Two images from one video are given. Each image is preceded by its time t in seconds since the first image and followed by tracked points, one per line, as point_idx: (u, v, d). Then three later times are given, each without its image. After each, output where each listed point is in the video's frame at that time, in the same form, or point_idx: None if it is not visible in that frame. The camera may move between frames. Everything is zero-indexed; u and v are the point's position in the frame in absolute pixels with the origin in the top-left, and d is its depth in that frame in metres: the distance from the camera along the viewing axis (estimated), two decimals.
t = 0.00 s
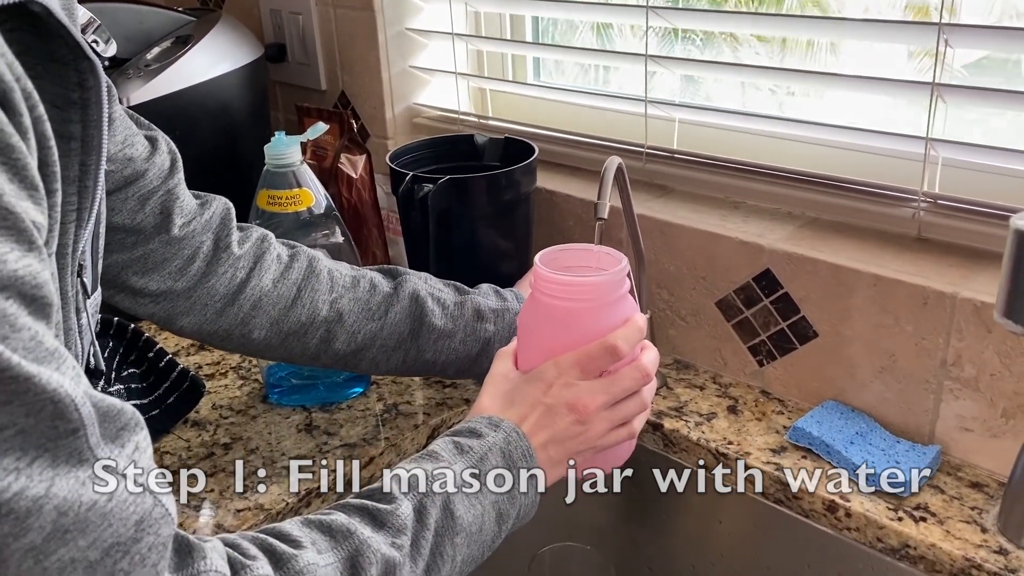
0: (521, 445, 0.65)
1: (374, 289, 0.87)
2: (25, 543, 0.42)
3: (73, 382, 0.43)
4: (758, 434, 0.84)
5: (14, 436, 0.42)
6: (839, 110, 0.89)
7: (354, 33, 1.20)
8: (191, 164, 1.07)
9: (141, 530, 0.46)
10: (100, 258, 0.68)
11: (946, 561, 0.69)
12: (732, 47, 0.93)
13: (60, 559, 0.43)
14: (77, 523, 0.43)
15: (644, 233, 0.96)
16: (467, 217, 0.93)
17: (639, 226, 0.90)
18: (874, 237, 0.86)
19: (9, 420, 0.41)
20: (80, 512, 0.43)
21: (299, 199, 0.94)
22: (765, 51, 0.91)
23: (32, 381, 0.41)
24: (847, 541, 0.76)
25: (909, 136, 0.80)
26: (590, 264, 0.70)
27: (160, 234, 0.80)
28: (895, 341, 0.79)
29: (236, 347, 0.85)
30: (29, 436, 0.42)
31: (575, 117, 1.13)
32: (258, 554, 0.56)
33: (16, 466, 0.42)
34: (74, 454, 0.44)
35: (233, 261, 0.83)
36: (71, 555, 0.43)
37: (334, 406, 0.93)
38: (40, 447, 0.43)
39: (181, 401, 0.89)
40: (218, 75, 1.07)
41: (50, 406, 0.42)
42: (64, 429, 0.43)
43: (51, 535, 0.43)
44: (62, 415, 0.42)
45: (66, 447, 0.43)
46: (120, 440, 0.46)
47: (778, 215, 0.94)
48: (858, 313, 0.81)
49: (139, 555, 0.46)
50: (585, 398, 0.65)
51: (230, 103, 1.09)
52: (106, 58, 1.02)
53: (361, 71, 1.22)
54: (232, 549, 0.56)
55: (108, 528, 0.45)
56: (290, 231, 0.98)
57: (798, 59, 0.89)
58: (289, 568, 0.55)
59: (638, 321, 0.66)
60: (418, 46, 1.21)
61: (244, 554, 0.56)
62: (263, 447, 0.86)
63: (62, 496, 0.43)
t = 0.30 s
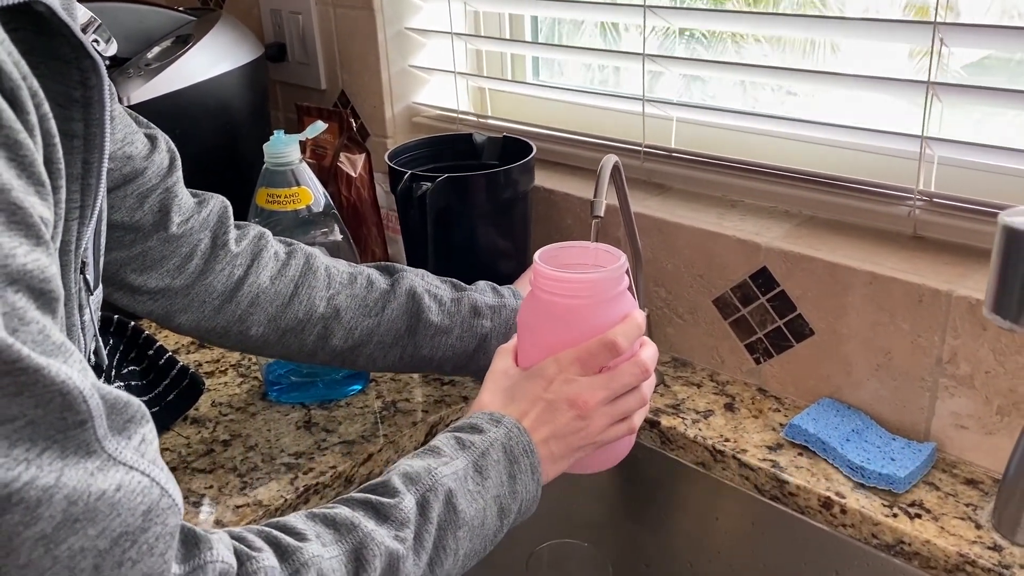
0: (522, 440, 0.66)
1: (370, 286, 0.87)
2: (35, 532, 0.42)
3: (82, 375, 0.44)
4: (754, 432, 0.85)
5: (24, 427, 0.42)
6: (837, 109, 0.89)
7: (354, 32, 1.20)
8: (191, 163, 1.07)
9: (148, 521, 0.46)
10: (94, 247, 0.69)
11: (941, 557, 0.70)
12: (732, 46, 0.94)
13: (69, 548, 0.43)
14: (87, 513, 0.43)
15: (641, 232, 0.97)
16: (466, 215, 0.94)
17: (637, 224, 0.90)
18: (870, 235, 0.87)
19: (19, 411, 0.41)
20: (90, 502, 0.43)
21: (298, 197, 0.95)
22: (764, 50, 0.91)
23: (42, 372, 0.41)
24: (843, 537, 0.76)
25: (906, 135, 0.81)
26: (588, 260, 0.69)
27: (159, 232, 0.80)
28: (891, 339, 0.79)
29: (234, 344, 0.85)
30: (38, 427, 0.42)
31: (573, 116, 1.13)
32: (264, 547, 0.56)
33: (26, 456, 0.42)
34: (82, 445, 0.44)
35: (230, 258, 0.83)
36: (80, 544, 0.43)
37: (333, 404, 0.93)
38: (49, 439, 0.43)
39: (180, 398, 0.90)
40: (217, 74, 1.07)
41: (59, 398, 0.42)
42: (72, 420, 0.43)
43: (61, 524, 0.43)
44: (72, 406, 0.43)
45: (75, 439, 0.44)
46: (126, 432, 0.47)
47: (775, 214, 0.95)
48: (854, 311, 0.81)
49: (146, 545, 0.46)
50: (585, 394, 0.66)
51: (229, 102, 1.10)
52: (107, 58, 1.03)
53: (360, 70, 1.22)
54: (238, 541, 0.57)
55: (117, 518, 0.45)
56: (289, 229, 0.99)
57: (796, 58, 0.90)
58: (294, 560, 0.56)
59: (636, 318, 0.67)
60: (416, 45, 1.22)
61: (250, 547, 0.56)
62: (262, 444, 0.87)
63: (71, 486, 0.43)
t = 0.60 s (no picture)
0: (526, 436, 0.66)
1: (249, 292, 0.84)
2: (34, 530, 0.42)
3: (67, 369, 0.44)
4: (755, 430, 0.85)
5: (16, 425, 0.42)
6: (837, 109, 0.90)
7: (356, 33, 1.21)
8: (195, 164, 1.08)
9: (146, 515, 0.46)
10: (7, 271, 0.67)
11: (940, 555, 0.70)
12: (732, 47, 0.94)
13: (69, 545, 0.43)
14: (85, 509, 0.43)
15: (643, 232, 0.97)
16: (467, 215, 0.94)
17: (638, 225, 0.91)
18: (870, 235, 0.87)
19: (10, 409, 0.42)
20: (86, 499, 0.44)
21: (301, 198, 0.95)
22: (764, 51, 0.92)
23: (31, 368, 0.42)
24: (842, 535, 0.77)
25: (906, 136, 0.81)
26: (591, 261, 0.70)
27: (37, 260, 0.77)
28: (890, 338, 0.80)
29: (112, 372, 0.81)
30: (30, 425, 0.43)
31: (575, 116, 1.14)
32: (268, 543, 0.57)
33: (20, 455, 0.42)
34: (75, 443, 0.44)
35: (98, 280, 0.79)
36: (80, 540, 0.43)
37: (336, 403, 0.94)
38: (43, 437, 0.43)
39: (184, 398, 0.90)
40: (220, 75, 1.08)
41: (47, 395, 0.43)
42: (64, 416, 0.43)
43: (60, 521, 0.43)
44: (60, 403, 0.43)
45: (67, 436, 0.44)
46: (118, 429, 0.47)
47: (775, 214, 0.95)
48: (854, 310, 0.82)
49: (147, 539, 0.46)
50: (589, 393, 0.67)
51: (232, 103, 1.10)
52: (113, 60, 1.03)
53: (362, 72, 1.23)
54: (241, 539, 0.57)
55: (116, 513, 0.45)
56: (291, 229, 0.99)
57: (796, 58, 0.90)
58: (299, 555, 0.56)
59: (640, 319, 0.67)
60: (418, 46, 1.22)
61: (253, 543, 0.57)
62: (264, 443, 0.88)
63: (67, 483, 0.43)
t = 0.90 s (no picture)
0: (545, 456, 0.67)
1: (265, 322, 0.84)
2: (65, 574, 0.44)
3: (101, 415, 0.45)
4: (759, 432, 0.86)
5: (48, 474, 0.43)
6: (841, 111, 0.90)
7: (360, 36, 1.21)
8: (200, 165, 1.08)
9: (169, 558, 0.48)
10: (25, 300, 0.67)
11: (944, 557, 0.70)
12: (736, 49, 0.94)
13: None
14: (112, 554, 0.45)
15: (646, 234, 0.97)
16: (472, 218, 0.95)
17: (642, 227, 0.91)
18: (874, 237, 0.87)
19: (42, 459, 0.43)
20: (114, 544, 0.45)
21: (306, 200, 0.96)
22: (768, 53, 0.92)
23: (66, 420, 0.43)
24: (846, 537, 0.77)
25: (909, 138, 0.81)
26: (600, 276, 0.73)
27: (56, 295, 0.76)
28: (894, 340, 0.80)
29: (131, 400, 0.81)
30: (61, 474, 0.44)
31: (578, 119, 1.14)
32: None
33: (51, 503, 0.43)
34: (102, 489, 0.45)
35: (120, 313, 0.79)
36: None
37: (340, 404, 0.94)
38: (71, 485, 0.44)
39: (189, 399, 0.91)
40: (225, 78, 1.08)
41: (81, 444, 0.44)
42: (94, 465, 0.45)
43: (89, 566, 0.44)
44: (92, 451, 0.44)
45: (95, 484, 0.45)
46: (140, 475, 0.48)
47: (779, 216, 0.95)
48: (858, 312, 0.82)
49: None
50: (614, 406, 0.68)
51: (237, 105, 1.11)
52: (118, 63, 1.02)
53: (367, 74, 1.23)
54: None
55: (140, 557, 0.46)
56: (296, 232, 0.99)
57: (800, 60, 0.90)
58: None
59: (662, 333, 0.69)
60: (422, 49, 1.23)
61: None
62: (269, 444, 0.88)
63: (96, 529, 0.45)
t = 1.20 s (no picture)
0: (562, 463, 0.70)
1: (278, 365, 0.84)
2: None
3: (124, 453, 0.51)
4: (765, 436, 0.85)
5: (79, 508, 0.48)
6: (847, 114, 0.89)
7: (366, 39, 1.21)
8: (205, 168, 1.08)
9: None
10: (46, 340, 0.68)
11: (953, 563, 0.70)
12: (741, 51, 0.94)
13: None
14: None
15: (652, 237, 0.97)
16: (477, 221, 0.94)
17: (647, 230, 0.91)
18: (881, 240, 0.87)
19: (73, 494, 0.48)
20: (140, 570, 0.50)
21: (311, 204, 0.96)
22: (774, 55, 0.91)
23: (92, 453, 0.49)
24: (854, 542, 0.76)
25: (915, 140, 0.81)
26: (606, 273, 0.75)
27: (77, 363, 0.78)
28: (902, 343, 0.79)
29: (158, 462, 0.81)
30: (91, 507, 0.49)
31: (584, 122, 1.14)
32: None
33: (83, 536, 0.48)
34: (128, 521, 0.50)
35: (139, 376, 0.80)
36: None
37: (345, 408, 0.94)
38: (101, 517, 0.49)
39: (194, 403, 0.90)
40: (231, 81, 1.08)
41: (105, 478, 0.49)
42: (119, 495, 0.50)
43: None
44: (115, 485, 0.50)
45: (122, 515, 0.50)
46: (161, 504, 0.54)
47: (786, 219, 0.95)
48: (865, 315, 0.81)
49: None
50: (632, 403, 0.72)
51: (242, 108, 1.11)
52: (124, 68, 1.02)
53: (372, 77, 1.23)
54: None
55: None
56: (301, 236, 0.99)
57: (805, 63, 0.90)
58: None
59: (673, 328, 0.72)
60: (427, 52, 1.23)
61: None
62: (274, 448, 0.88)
63: (127, 557, 0.49)
